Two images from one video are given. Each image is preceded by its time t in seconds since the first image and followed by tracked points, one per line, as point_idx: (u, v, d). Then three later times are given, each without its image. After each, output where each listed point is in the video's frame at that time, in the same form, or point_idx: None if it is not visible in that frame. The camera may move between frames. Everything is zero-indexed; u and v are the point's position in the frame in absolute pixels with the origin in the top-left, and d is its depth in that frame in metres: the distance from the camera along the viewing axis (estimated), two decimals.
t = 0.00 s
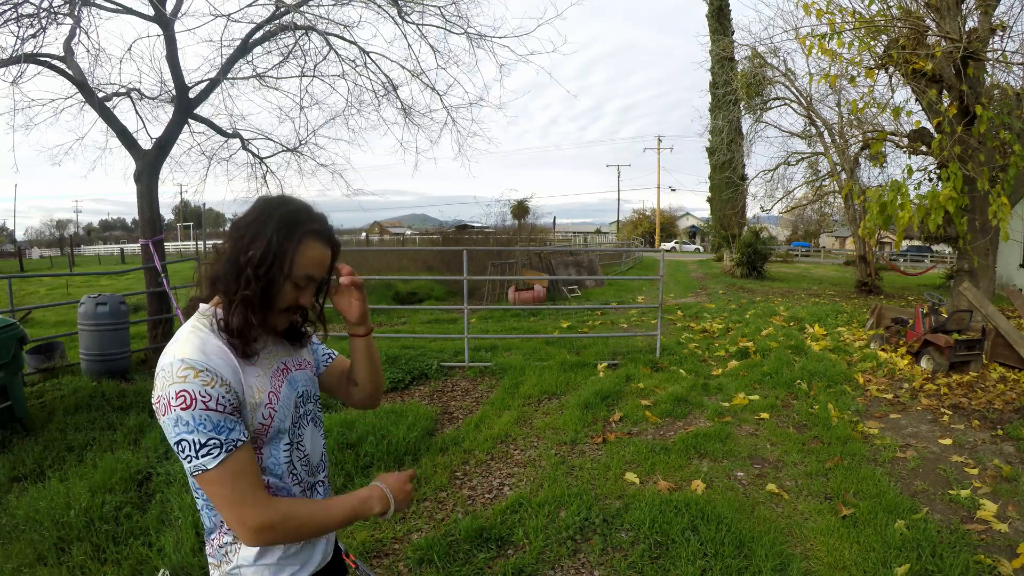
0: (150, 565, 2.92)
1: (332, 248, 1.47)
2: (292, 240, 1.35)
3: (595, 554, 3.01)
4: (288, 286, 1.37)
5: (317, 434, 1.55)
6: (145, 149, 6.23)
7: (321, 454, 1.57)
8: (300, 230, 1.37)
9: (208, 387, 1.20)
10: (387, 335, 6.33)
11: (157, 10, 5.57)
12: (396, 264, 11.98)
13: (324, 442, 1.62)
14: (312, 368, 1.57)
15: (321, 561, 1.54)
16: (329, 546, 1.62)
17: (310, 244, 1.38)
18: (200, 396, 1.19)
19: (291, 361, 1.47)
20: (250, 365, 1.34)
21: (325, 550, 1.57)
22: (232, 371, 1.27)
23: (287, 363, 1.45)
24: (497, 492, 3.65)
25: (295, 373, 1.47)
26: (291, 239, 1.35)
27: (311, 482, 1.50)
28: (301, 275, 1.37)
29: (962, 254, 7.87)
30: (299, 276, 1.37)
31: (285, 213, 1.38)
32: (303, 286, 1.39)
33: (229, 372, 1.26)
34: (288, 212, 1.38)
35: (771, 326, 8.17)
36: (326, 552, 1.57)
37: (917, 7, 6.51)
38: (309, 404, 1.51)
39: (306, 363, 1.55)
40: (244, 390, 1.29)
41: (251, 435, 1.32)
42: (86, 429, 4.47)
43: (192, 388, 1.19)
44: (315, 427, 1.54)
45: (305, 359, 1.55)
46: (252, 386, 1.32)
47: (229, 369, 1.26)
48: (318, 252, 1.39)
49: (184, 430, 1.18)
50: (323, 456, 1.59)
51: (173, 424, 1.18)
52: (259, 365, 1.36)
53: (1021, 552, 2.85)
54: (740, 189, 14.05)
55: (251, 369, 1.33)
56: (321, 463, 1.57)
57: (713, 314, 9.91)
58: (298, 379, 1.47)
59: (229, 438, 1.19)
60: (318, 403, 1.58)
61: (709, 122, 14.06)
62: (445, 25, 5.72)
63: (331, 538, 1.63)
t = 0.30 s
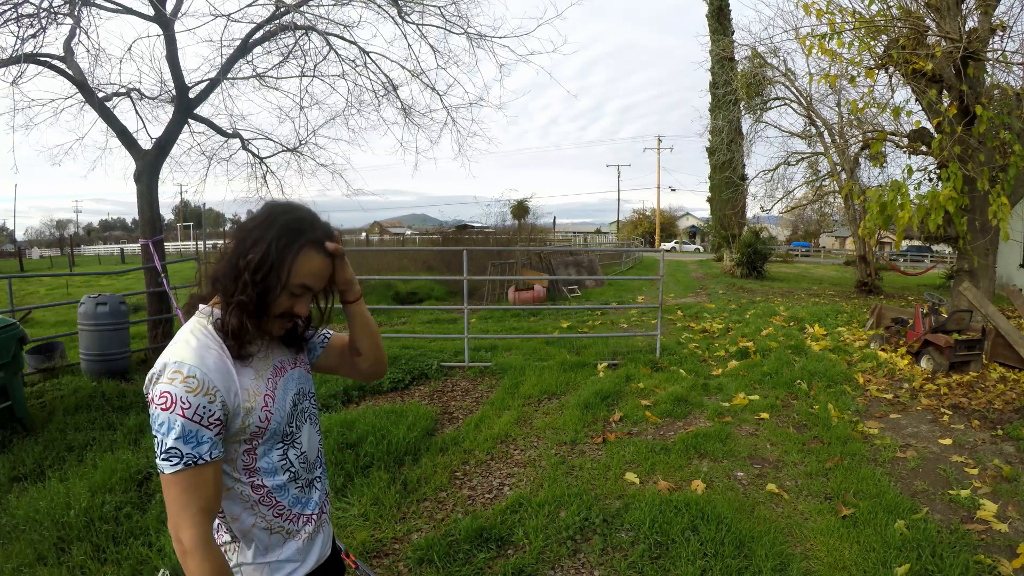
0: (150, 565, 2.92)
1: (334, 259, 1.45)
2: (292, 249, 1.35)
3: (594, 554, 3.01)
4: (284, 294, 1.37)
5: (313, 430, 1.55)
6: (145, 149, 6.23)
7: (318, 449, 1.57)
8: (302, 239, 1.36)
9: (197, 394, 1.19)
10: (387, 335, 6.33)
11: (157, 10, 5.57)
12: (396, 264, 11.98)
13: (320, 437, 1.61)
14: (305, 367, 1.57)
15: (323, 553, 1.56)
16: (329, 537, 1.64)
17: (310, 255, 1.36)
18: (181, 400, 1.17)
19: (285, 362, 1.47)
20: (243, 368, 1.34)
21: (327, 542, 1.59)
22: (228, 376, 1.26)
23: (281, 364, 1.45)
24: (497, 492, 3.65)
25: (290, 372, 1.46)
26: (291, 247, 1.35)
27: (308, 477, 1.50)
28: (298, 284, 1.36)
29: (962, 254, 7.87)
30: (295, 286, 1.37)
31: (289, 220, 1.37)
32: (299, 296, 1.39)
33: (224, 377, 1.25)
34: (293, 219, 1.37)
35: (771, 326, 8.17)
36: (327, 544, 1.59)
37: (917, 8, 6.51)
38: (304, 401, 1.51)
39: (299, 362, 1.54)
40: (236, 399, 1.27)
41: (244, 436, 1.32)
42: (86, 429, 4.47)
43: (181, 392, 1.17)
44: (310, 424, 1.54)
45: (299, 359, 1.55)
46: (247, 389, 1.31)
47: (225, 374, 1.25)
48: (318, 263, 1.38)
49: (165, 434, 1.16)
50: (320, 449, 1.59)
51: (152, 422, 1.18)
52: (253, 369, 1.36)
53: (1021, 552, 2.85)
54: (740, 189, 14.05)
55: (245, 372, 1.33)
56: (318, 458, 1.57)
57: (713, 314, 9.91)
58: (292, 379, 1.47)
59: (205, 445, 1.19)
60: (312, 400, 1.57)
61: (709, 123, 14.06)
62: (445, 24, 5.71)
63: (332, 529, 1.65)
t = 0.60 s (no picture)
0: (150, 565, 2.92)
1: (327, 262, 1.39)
2: (275, 251, 1.31)
3: (595, 554, 3.01)
4: (269, 295, 1.33)
5: (306, 429, 1.55)
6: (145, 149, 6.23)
7: (311, 449, 1.57)
8: (287, 240, 1.32)
9: (176, 388, 1.20)
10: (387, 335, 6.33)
11: (157, 10, 5.57)
12: (396, 264, 11.98)
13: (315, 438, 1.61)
14: (303, 367, 1.57)
15: (313, 556, 1.54)
16: (324, 540, 1.62)
17: (294, 258, 1.31)
18: (158, 391, 1.19)
19: (280, 363, 1.46)
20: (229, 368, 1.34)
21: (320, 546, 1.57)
22: (211, 373, 1.27)
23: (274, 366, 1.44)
24: (497, 492, 3.65)
25: (282, 373, 1.45)
26: (276, 249, 1.31)
27: (299, 478, 1.50)
28: (282, 285, 1.32)
29: (962, 254, 7.88)
30: (281, 287, 1.32)
31: (276, 222, 1.34)
32: (286, 297, 1.34)
33: (207, 373, 1.26)
34: (283, 219, 1.34)
35: (771, 326, 8.17)
36: (320, 548, 1.58)
37: (917, 7, 6.50)
38: (297, 402, 1.51)
39: (296, 362, 1.54)
40: (218, 394, 1.28)
41: (229, 433, 1.32)
42: (86, 429, 4.47)
43: (159, 383, 1.19)
44: (303, 423, 1.54)
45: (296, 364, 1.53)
46: (232, 387, 1.31)
47: (207, 372, 1.26)
48: (303, 266, 1.32)
49: (141, 423, 1.18)
50: (314, 450, 1.59)
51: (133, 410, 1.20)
52: (240, 370, 1.35)
53: (1021, 552, 2.84)
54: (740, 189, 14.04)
55: (232, 371, 1.33)
56: (312, 458, 1.57)
57: (713, 314, 9.91)
58: (285, 379, 1.47)
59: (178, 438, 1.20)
60: (307, 400, 1.58)
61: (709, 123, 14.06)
62: (445, 24, 5.69)
63: (326, 533, 1.63)
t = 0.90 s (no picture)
0: (150, 565, 2.91)
1: (435, 205, 1.44)
2: (384, 207, 1.47)
3: (595, 554, 3.01)
4: (390, 246, 1.42)
5: (443, 451, 1.42)
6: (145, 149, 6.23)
7: (445, 473, 1.43)
8: (391, 194, 1.47)
9: (308, 350, 1.33)
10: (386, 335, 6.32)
11: (156, 10, 5.57)
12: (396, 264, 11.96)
13: (462, 460, 1.48)
14: (470, 387, 1.43)
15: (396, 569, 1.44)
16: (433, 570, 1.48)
17: (398, 202, 1.43)
18: (298, 350, 1.33)
19: (433, 363, 1.39)
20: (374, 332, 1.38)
21: (432, 563, 1.47)
22: (341, 341, 1.34)
23: (429, 356, 1.39)
24: (497, 492, 3.66)
25: (423, 363, 1.38)
26: (384, 206, 1.47)
27: (409, 493, 1.40)
28: (392, 231, 1.41)
29: (962, 254, 7.88)
30: (394, 231, 1.41)
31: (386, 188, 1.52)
32: (401, 244, 1.40)
33: (336, 342, 1.34)
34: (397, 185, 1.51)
35: (771, 326, 8.16)
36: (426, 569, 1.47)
37: (917, 8, 6.51)
38: (436, 418, 1.38)
39: (463, 379, 1.42)
40: (340, 366, 1.33)
41: (345, 411, 1.36)
42: (87, 429, 4.47)
43: (299, 344, 1.34)
44: (441, 445, 1.41)
45: (463, 368, 1.43)
46: (355, 366, 1.33)
47: (339, 338, 1.34)
48: (405, 206, 1.41)
49: (288, 376, 1.34)
50: (452, 472, 1.45)
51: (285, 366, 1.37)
52: (387, 339, 1.38)
53: (1021, 552, 2.84)
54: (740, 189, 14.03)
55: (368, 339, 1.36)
56: (446, 480, 1.44)
57: (713, 314, 9.91)
58: (429, 387, 1.37)
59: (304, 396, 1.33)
60: (461, 425, 1.43)
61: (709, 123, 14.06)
62: (445, 24, 5.92)
63: (452, 556, 1.51)
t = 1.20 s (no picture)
0: (150, 565, 2.91)
1: (399, 205, 1.45)
2: (348, 215, 1.48)
3: (595, 555, 3.00)
4: (360, 253, 1.44)
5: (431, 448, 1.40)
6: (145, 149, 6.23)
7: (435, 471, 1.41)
8: (354, 201, 1.48)
9: (293, 355, 1.38)
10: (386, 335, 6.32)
11: (156, 10, 5.58)
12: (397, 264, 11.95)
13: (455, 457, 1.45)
14: (456, 380, 1.41)
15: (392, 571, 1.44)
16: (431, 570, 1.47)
17: (362, 208, 1.44)
18: (285, 358, 1.39)
19: (415, 358, 1.40)
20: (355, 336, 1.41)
21: (430, 565, 1.46)
22: (322, 344, 1.38)
23: (411, 352, 1.41)
24: (497, 492, 3.66)
25: (404, 358, 1.39)
26: (349, 215, 1.49)
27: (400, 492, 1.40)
28: (360, 237, 1.42)
29: (962, 254, 7.88)
30: (362, 238, 1.42)
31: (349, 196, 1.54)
32: (371, 249, 1.42)
33: (317, 345, 1.38)
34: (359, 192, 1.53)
35: (771, 326, 8.16)
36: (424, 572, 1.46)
37: (917, 7, 6.50)
38: (422, 414, 1.37)
39: (447, 372, 1.40)
40: (322, 369, 1.36)
41: (333, 412, 1.38)
42: (87, 429, 4.47)
43: (286, 352, 1.39)
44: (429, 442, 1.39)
45: (447, 362, 1.42)
46: (336, 366, 1.36)
47: (321, 341, 1.38)
48: (368, 211, 1.43)
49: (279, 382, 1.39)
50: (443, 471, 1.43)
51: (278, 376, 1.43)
52: (368, 340, 1.41)
53: (1021, 552, 2.84)
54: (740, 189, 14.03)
55: (349, 341, 1.39)
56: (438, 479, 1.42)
57: (713, 314, 9.91)
58: (412, 382, 1.37)
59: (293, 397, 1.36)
60: (450, 421, 1.41)
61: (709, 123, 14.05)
62: (444, 23, 5.95)
63: (450, 557, 1.50)
